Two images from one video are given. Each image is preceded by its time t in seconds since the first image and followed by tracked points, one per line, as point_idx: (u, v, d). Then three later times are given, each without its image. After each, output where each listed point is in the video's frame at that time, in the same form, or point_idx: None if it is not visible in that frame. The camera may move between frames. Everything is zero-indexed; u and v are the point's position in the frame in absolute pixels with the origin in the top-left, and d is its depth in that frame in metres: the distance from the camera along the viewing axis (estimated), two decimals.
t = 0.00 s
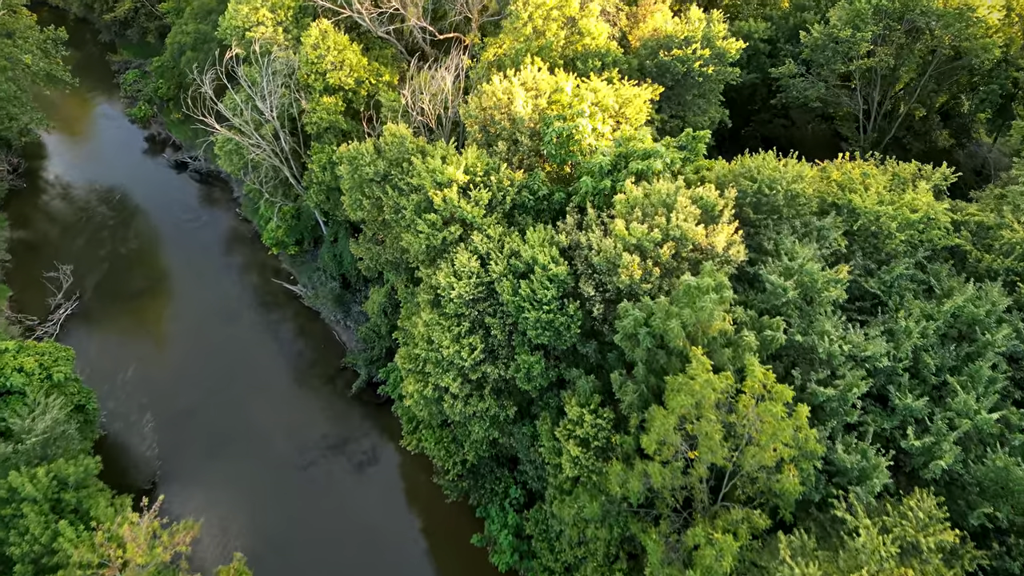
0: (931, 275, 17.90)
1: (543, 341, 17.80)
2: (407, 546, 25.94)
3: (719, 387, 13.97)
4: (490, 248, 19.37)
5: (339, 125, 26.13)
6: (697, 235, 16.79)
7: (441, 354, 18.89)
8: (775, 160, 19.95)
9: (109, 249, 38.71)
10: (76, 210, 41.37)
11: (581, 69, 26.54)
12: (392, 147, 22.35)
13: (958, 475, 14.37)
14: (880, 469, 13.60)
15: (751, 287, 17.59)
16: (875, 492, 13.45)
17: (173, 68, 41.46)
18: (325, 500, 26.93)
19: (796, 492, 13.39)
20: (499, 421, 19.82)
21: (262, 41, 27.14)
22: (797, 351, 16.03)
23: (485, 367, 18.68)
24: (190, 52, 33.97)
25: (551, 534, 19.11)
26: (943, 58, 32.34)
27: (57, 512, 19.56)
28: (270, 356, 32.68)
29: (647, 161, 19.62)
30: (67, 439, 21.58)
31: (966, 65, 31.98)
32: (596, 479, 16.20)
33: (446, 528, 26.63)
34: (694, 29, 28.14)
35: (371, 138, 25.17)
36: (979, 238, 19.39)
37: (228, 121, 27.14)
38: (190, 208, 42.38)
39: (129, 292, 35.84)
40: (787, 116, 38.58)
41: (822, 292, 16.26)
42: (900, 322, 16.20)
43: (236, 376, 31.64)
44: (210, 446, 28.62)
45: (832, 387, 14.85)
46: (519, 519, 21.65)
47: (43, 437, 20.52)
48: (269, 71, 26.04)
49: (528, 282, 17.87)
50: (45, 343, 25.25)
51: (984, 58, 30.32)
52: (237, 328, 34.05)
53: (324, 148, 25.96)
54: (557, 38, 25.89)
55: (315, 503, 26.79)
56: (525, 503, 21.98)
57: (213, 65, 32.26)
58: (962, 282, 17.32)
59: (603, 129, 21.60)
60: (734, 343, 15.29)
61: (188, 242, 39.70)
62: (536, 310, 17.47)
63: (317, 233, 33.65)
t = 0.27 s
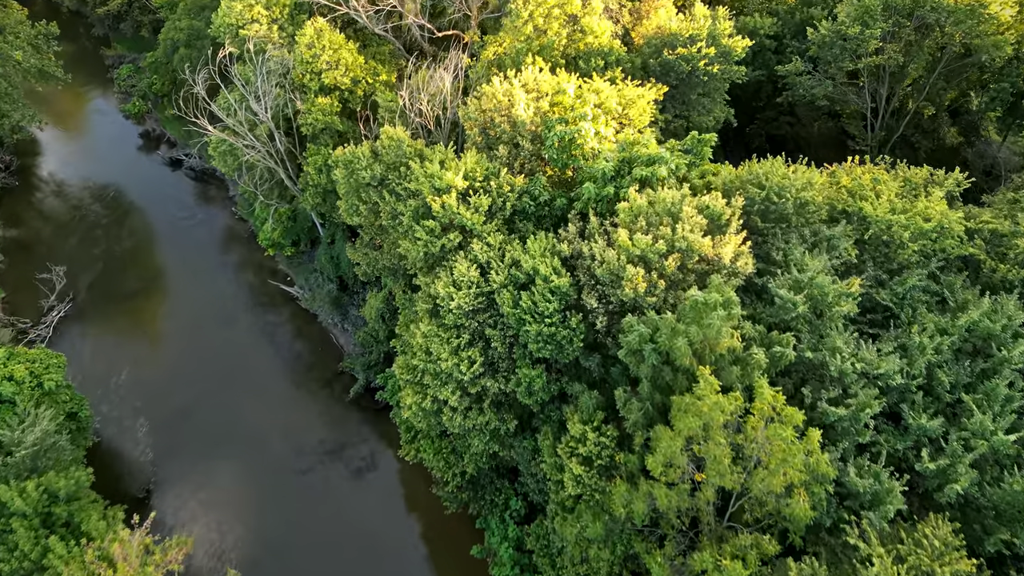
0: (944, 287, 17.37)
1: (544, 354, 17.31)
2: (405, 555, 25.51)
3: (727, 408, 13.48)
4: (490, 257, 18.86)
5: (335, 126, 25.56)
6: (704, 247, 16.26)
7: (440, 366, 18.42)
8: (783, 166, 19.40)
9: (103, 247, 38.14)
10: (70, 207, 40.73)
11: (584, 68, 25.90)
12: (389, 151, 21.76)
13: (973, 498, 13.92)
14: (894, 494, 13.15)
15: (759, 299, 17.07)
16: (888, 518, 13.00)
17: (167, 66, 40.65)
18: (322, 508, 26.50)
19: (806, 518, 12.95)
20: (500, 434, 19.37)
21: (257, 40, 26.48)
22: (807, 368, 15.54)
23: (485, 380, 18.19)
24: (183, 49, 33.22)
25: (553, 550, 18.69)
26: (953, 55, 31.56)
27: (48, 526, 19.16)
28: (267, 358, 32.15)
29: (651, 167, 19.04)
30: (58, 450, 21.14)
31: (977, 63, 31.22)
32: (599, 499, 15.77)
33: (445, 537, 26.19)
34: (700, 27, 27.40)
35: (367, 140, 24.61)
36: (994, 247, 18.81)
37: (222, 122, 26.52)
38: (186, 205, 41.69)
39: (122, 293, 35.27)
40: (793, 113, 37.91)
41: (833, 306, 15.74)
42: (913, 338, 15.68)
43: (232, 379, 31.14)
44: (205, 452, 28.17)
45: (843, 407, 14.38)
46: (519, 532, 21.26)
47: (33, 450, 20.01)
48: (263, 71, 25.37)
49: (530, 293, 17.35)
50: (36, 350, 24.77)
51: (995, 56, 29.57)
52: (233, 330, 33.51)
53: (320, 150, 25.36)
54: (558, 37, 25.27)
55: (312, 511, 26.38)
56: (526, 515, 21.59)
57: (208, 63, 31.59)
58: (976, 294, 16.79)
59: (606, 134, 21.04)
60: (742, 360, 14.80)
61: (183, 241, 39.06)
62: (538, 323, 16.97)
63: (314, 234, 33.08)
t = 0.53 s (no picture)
0: (958, 300, 16.84)
1: (546, 369, 16.81)
2: (403, 566, 25.16)
3: (736, 432, 13.00)
4: (490, 267, 18.36)
5: (331, 127, 25.02)
6: (711, 260, 15.74)
7: (438, 380, 17.93)
8: (791, 173, 18.86)
9: (96, 247, 37.52)
10: (62, 205, 40.05)
11: (586, 69, 25.34)
12: (386, 155, 21.19)
13: (988, 523, 13.49)
14: (908, 521, 12.71)
15: (767, 313, 16.54)
16: (901, 547, 12.58)
17: (161, 63, 39.78)
18: (319, 517, 26.13)
19: (817, 546, 12.52)
20: (500, 449, 18.91)
21: (250, 38, 25.78)
22: (818, 386, 15.03)
23: (485, 395, 17.70)
24: (176, 46, 32.41)
25: (554, 567, 18.30)
26: (963, 53, 30.79)
27: (38, 544, 18.70)
28: (263, 362, 31.63)
29: (655, 174, 18.46)
30: (49, 463, 20.66)
31: (988, 61, 30.46)
32: (602, 520, 15.34)
33: (445, 546, 25.86)
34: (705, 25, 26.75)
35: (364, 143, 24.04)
36: (1008, 257, 18.28)
37: (216, 124, 25.85)
38: (181, 204, 41.01)
39: (115, 294, 34.65)
40: (799, 111, 37.24)
41: (845, 322, 15.20)
42: (927, 354, 15.18)
43: (227, 384, 30.62)
44: (199, 459, 27.70)
45: (855, 429, 13.90)
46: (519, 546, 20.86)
47: (22, 464, 19.50)
48: (257, 72, 24.73)
49: (531, 306, 16.82)
50: (27, 357, 24.25)
51: (1007, 54, 28.85)
52: (229, 332, 32.96)
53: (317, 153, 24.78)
54: (560, 37, 24.67)
55: (309, 520, 26.00)
56: (526, 528, 21.20)
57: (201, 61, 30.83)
58: (991, 308, 16.25)
59: (609, 138, 20.49)
60: (751, 379, 14.31)
61: (178, 241, 38.40)
62: (539, 337, 16.46)
63: (310, 236, 32.50)
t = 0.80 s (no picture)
0: (972, 315, 16.33)
1: (547, 386, 16.33)
2: None
3: (744, 459, 12.54)
4: (489, 278, 17.85)
5: (327, 130, 24.42)
6: (717, 275, 15.22)
7: (436, 396, 17.46)
8: (800, 181, 18.30)
9: (90, 245, 36.85)
10: (54, 202, 39.28)
11: (588, 69, 24.73)
12: (383, 161, 20.62)
13: (1004, 550, 13.07)
14: (922, 550, 12.29)
15: (775, 328, 16.05)
16: None
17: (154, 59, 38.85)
18: (315, 526, 25.79)
19: None
20: (499, 464, 18.48)
21: (245, 37, 25.10)
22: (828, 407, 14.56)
23: (484, 411, 17.24)
24: (168, 44, 31.65)
25: None
26: (973, 51, 30.08)
27: (28, 561, 18.30)
28: (258, 367, 31.22)
29: (659, 184, 17.92)
30: (39, 476, 20.21)
31: (998, 59, 29.77)
32: (605, 543, 14.94)
33: (444, 556, 25.53)
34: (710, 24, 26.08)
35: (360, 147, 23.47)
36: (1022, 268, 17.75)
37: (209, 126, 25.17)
38: (176, 203, 40.37)
39: (108, 295, 34.06)
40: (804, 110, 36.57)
41: (856, 340, 14.70)
42: (940, 373, 14.69)
43: (222, 389, 30.19)
44: (193, 465, 27.33)
45: (867, 452, 13.45)
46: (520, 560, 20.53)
47: (11, 478, 19.05)
48: (251, 73, 24.04)
49: (531, 321, 16.31)
50: (17, 365, 23.74)
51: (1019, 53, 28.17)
52: (224, 336, 32.50)
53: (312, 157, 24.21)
54: (561, 37, 24.04)
55: (305, 529, 25.66)
56: (526, 542, 20.88)
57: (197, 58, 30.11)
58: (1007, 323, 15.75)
59: (612, 144, 19.92)
60: (759, 400, 13.83)
61: (173, 241, 37.81)
62: (540, 354, 15.97)
63: (307, 239, 31.92)
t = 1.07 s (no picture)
0: (986, 330, 15.85)
1: (548, 404, 15.85)
2: None
3: (752, 488, 12.09)
4: (488, 291, 17.33)
5: (322, 132, 23.82)
6: (724, 290, 14.71)
7: (434, 412, 16.99)
8: (809, 190, 17.73)
9: (83, 243, 36.07)
10: (45, 198, 38.41)
11: (590, 70, 24.10)
12: (379, 167, 20.03)
13: None
14: None
15: (784, 345, 15.55)
16: None
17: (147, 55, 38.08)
18: (312, 535, 25.45)
19: None
20: (499, 481, 18.04)
21: (238, 36, 24.37)
22: (838, 429, 14.10)
23: (483, 428, 16.76)
24: (160, 42, 30.89)
25: None
26: (983, 49, 29.40)
27: None
28: (254, 371, 30.75)
29: (664, 193, 17.35)
30: (28, 490, 19.77)
31: (1009, 57, 29.09)
32: (607, 566, 14.53)
33: (442, 566, 25.23)
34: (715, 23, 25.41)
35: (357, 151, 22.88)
36: None
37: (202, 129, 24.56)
38: (172, 202, 39.69)
39: (102, 296, 33.40)
40: (810, 109, 35.87)
41: (867, 359, 14.20)
42: (954, 394, 14.22)
43: (216, 394, 29.70)
44: (188, 472, 26.90)
45: (878, 478, 13.01)
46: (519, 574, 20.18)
47: None
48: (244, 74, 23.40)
49: (530, 336, 15.78)
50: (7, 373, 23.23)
51: None
52: (219, 339, 31.97)
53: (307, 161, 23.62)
54: (562, 37, 23.38)
55: (302, 539, 25.32)
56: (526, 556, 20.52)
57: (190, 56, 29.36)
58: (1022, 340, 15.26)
59: (615, 150, 19.34)
60: (767, 423, 13.36)
61: (167, 241, 37.16)
62: (540, 371, 15.43)
63: (302, 241, 31.28)
